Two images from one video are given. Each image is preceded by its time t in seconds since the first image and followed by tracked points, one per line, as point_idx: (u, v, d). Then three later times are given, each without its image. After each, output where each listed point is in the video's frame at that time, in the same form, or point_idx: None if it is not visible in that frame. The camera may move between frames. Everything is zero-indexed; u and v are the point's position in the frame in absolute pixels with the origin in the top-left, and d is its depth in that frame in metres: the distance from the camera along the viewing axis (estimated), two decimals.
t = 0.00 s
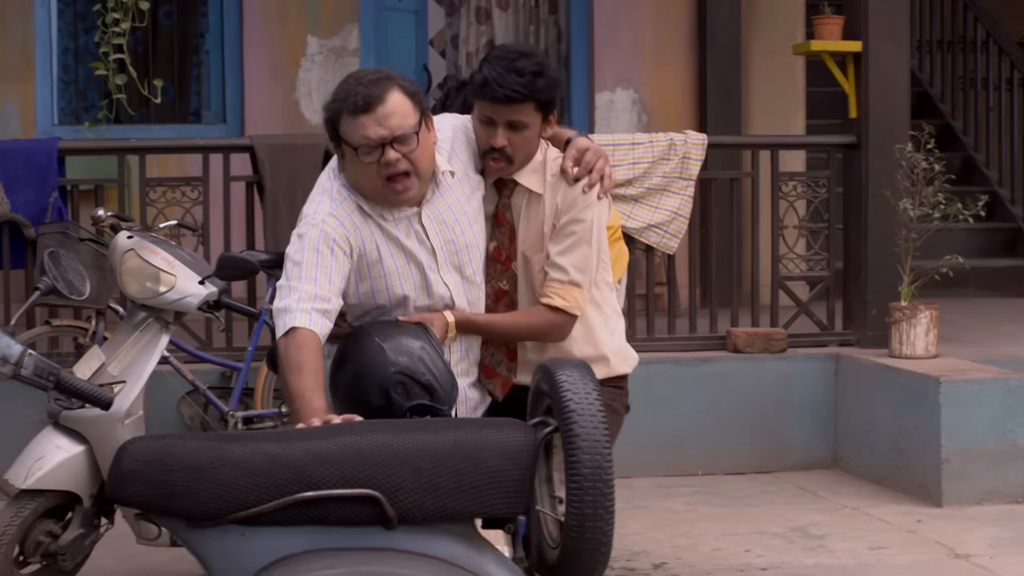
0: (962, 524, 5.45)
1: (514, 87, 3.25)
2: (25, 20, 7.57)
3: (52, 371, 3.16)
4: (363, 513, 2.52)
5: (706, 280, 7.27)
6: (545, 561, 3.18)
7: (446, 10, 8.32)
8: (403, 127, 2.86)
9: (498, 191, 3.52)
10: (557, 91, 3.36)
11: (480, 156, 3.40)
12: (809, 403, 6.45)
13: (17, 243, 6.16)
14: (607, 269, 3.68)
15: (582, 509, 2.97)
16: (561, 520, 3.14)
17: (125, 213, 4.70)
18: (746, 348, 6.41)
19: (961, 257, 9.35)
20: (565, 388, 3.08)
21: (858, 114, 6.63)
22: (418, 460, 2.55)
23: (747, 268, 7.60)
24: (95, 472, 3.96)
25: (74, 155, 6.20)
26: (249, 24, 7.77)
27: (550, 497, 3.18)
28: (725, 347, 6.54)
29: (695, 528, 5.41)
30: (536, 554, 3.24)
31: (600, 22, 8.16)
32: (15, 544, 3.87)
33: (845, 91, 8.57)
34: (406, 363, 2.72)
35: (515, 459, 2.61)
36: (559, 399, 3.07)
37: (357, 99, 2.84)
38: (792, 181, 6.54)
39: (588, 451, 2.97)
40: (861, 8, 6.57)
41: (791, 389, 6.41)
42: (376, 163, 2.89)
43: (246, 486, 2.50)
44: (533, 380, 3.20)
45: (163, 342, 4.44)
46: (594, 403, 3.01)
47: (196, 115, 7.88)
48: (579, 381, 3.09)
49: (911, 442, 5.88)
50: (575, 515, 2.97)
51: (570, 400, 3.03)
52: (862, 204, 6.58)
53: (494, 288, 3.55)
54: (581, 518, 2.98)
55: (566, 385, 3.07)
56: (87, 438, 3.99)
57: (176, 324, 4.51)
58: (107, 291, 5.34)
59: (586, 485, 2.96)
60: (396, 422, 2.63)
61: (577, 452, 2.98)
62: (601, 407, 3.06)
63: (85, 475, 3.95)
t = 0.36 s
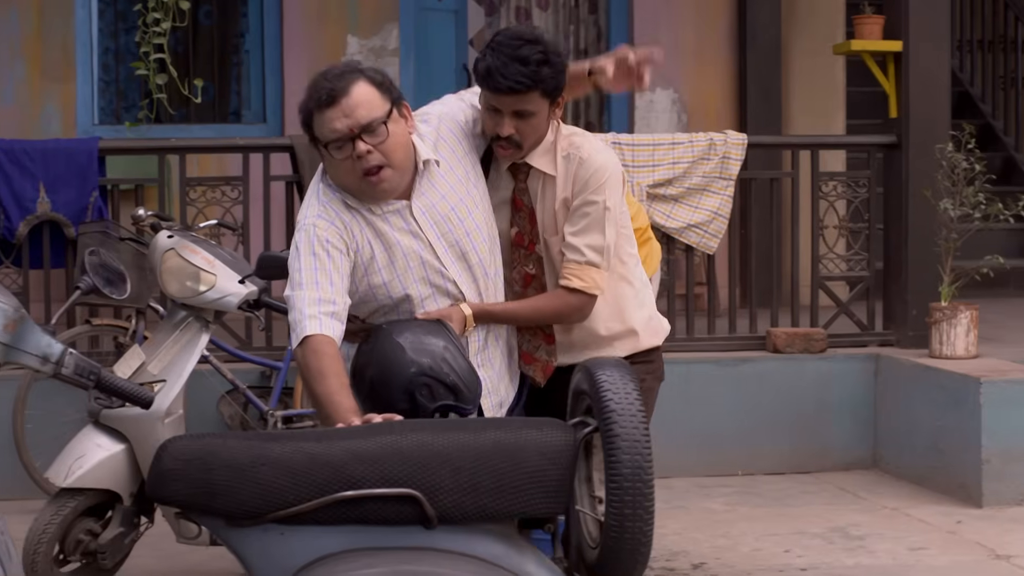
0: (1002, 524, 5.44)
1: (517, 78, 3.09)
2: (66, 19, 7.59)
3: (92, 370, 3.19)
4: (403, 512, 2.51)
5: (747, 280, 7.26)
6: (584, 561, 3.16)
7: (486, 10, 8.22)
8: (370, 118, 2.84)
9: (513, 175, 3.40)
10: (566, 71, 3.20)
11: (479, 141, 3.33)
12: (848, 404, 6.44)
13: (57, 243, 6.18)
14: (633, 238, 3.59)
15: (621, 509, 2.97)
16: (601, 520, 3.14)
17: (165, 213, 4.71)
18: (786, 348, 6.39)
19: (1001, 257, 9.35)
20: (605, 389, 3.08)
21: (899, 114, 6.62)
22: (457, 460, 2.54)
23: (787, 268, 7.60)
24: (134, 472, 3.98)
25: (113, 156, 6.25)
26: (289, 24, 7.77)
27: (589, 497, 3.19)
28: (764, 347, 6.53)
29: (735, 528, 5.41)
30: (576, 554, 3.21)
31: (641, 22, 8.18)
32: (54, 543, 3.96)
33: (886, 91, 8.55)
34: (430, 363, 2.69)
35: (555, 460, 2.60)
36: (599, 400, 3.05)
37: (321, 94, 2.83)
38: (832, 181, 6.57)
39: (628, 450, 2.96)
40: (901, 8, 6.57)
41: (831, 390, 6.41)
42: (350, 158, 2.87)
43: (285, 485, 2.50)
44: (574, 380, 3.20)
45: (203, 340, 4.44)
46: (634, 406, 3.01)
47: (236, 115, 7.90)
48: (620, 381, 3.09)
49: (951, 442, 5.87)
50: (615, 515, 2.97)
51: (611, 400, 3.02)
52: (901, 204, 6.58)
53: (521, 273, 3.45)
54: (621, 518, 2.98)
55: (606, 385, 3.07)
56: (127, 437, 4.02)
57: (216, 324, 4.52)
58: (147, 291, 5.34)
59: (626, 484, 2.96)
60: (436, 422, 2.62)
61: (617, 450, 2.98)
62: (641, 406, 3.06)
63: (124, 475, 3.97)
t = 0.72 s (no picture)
0: None
1: (532, 95, 3.13)
2: (105, 18, 7.61)
3: (132, 369, 3.17)
4: (441, 512, 2.52)
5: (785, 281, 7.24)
6: (624, 560, 3.15)
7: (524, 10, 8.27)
8: (333, 101, 2.99)
9: (532, 184, 3.40)
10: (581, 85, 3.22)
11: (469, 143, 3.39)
12: (888, 405, 6.44)
13: (97, 242, 6.20)
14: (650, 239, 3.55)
15: (660, 509, 2.96)
16: (640, 519, 3.12)
17: (205, 213, 4.73)
18: (824, 348, 6.40)
19: None
20: (646, 390, 3.07)
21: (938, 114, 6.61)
22: (496, 460, 2.54)
23: (827, 269, 7.59)
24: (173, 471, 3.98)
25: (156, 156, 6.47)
26: (329, 23, 7.78)
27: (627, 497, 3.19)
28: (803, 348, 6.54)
29: (773, 528, 5.41)
30: (615, 553, 3.19)
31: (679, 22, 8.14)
32: (94, 542, 3.99)
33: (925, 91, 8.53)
34: (464, 391, 2.84)
35: (594, 460, 2.59)
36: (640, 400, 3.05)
37: (286, 85, 2.99)
38: (871, 181, 6.59)
39: (667, 449, 2.95)
40: (941, 8, 6.56)
41: (871, 390, 6.41)
42: (319, 143, 3.00)
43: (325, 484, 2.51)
44: (613, 379, 3.20)
45: (242, 341, 4.46)
46: (674, 404, 3.01)
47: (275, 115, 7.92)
48: (659, 381, 3.08)
49: (990, 442, 5.87)
50: (654, 515, 2.97)
51: (650, 400, 3.01)
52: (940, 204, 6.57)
53: (535, 283, 3.45)
54: (660, 519, 2.97)
55: (645, 385, 3.07)
56: (165, 436, 4.00)
57: (255, 323, 4.54)
58: (186, 291, 5.34)
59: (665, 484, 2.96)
60: (475, 422, 2.62)
61: (656, 451, 2.97)
62: (681, 407, 3.04)
63: (163, 474, 3.98)
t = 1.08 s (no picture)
0: None
1: (567, 112, 3.34)
2: (139, 18, 7.64)
3: (165, 369, 3.23)
4: (474, 511, 2.52)
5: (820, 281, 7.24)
6: (658, 560, 3.17)
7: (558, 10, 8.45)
8: (333, 126, 2.93)
9: (565, 202, 3.71)
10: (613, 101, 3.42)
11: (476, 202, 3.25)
12: (922, 406, 6.42)
13: (131, 242, 6.21)
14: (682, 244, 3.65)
15: (693, 509, 2.96)
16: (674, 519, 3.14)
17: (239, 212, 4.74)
18: (859, 348, 6.39)
19: None
20: (679, 389, 3.04)
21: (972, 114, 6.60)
22: (529, 459, 2.53)
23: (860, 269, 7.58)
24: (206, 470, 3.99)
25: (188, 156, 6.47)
26: (363, 23, 7.79)
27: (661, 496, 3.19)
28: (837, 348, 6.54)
29: (807, 528, 5.41)
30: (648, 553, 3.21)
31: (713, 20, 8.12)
32: (127, 540, 3.95)
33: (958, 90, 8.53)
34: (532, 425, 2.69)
35: (628, 459, 2.57)
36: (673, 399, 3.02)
37: (288, 102, 2.92)
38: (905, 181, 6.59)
39: (701, 450, 2.95)
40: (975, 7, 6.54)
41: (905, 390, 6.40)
42: (312, 166, 2.97)
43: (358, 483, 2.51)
44: (647, 377, 3.18)
45: (275, 340, 4.42)
46: (709, 405, 2.98)
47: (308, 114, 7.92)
48: (693, 381, 3.05)
49: None
50: (688, 515, 2.97)
51: (683, 400, 2.99)
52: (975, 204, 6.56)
53: (563, 297, 3.85)
54: (693, 518, 2.97)
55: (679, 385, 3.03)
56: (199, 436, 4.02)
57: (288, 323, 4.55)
58: (220, 290, 5.34)
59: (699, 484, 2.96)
60: (509, 421, 2.61)
61: (689, 451, 2.97)
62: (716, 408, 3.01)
63: (197, 473, 4.00)
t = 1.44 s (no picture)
0: None
1: (589, 108, 3.31)
2: (170, 18, 7.64)
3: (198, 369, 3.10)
4: (505, 511, 2.50)
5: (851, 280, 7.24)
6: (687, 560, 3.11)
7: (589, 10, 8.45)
8: (308, 176, 2.65)
9: (599, 207, 3.73)
10: (645, 105, 3.40)
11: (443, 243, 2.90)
12: (953, 407, 6.42)
13: (161, 241, 6.23)
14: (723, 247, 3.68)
15: (724, 510, 2.92)
16: (705, 519, 3.12)
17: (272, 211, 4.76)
18: (889, 348, 6.41)
19: None
20: (710, 390, 3.02)
21: (1004, 114, 6.59)
22: (560, 460, 2.53)
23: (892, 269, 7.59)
24: (236, 469, 4.03)
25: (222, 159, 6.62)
26: (393, 24, 7.80)
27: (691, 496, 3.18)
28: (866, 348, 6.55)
29: (837, 529, 5.40)
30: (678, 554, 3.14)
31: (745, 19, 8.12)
32: (157, 540, 3.94)
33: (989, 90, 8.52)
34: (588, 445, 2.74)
35: (658, 460, 2.56)
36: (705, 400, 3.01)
37: (255, 151, 2.62)
38: (937, 181, 6.59)
39: (731, 449, 2.91)
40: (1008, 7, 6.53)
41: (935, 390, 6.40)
42: (285, 219, 2.69)
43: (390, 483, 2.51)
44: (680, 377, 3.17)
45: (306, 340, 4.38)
46: (739, 404, 2.96)
47: (339, 114, 7.95)
48: (725, 383, 3.04)
49: None
50: (718, 515, 2.92)
51: (715, 401, 2.97)
52: (1008, 202, 6.54)
53: (604, 302, 3.85)
54: (723, 520, 2.92)
55: (711, 385, 3.02)
56: (230, 435, 4.06)
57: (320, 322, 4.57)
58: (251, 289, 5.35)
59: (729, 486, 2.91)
60: (540, 423, 2.61)
61: (720, 452, 2.93)
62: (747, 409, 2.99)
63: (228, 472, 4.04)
